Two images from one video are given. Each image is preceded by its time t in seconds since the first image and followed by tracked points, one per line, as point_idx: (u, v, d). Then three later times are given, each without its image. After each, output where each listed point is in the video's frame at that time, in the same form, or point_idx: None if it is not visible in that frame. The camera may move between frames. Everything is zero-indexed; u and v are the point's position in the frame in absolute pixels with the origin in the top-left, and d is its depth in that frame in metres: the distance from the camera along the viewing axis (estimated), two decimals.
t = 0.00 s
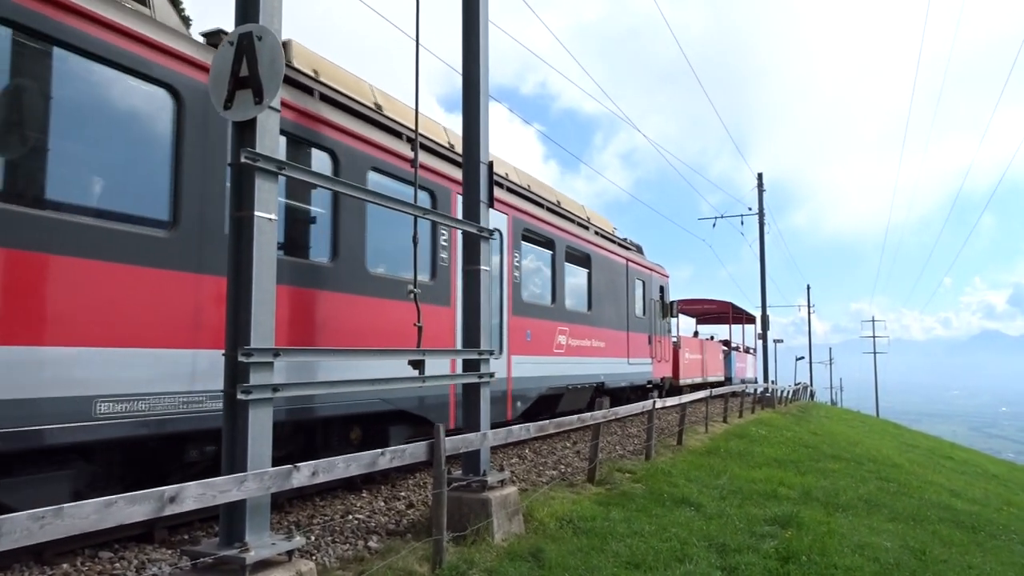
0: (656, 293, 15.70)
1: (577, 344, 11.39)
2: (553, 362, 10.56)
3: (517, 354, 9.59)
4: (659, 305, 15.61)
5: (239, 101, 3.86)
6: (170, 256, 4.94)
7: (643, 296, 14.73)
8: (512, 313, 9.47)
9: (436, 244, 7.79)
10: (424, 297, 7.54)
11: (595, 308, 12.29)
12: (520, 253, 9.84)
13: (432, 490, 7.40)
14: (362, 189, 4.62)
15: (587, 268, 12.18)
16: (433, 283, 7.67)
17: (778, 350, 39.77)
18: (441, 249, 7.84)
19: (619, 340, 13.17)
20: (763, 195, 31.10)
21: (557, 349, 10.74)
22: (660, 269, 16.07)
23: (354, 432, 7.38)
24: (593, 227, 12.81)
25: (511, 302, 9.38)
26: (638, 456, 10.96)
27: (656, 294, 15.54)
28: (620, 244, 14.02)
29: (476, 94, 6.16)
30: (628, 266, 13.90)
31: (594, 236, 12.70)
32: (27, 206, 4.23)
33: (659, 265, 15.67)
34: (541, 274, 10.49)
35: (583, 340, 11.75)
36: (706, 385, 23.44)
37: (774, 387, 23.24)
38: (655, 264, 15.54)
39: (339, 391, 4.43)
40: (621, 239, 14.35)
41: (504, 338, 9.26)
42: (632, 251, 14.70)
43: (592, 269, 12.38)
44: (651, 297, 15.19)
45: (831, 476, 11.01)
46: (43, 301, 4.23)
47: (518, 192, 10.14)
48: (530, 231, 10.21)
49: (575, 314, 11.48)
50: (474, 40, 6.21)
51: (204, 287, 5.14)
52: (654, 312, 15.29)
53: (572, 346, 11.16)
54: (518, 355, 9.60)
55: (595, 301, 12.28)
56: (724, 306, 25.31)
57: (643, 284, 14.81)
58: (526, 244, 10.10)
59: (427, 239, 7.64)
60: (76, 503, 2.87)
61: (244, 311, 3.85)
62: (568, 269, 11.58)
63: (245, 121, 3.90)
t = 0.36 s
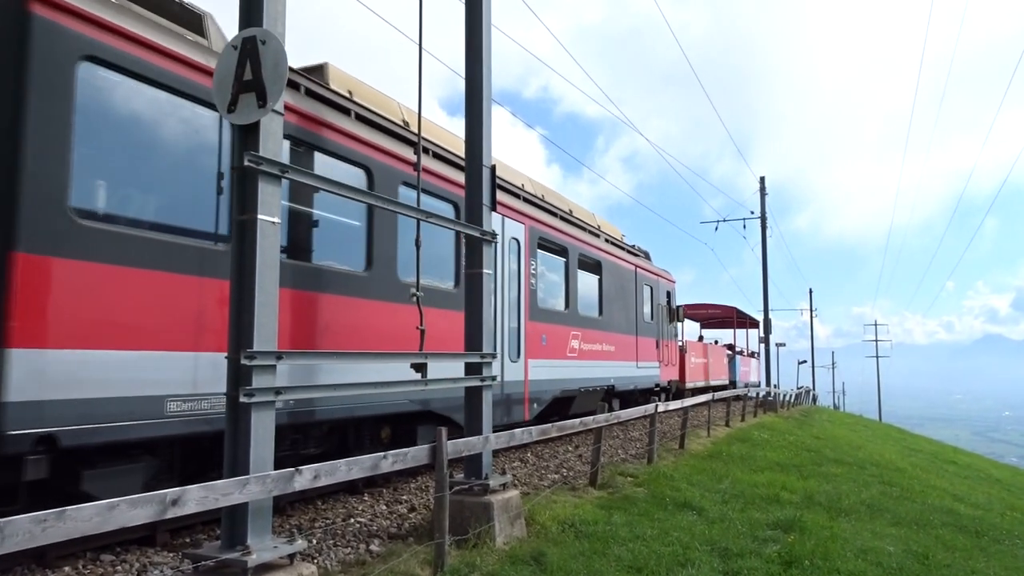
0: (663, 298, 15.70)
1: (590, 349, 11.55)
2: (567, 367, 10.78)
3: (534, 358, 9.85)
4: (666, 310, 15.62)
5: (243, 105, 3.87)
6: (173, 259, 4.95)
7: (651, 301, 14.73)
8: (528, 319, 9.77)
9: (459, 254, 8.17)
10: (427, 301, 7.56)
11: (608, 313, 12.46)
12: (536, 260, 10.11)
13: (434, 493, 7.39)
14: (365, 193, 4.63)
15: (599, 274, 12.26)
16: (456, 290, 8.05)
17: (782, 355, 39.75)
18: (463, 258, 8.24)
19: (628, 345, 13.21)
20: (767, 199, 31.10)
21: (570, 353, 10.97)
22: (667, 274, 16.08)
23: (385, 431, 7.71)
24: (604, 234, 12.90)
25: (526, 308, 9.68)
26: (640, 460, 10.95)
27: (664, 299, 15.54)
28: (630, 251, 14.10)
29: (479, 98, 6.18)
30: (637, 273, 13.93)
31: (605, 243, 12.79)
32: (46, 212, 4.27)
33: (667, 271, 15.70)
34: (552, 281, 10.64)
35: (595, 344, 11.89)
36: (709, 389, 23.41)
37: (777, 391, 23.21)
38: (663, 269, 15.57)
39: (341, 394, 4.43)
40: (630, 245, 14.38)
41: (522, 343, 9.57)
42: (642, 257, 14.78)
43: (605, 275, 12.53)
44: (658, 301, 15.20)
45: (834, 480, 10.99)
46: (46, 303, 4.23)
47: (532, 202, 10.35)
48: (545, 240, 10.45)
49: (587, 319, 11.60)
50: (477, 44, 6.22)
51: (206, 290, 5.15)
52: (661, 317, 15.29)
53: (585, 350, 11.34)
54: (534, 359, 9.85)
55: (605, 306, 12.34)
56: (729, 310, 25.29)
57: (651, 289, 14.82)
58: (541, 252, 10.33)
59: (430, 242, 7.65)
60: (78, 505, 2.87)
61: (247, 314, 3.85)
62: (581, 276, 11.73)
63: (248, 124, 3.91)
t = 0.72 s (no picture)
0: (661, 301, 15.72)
1: (592, 351, 11.62)
2: (570, 367, 10.88)
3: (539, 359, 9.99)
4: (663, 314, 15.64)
5: (236, 104, 3.85)
6: (164, 258, 4.91)
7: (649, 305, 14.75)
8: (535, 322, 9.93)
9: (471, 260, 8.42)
10: (420, 302, 7.54)
11: (609, 315, 12.47)
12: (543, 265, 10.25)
13: (425, 495, 7.36)
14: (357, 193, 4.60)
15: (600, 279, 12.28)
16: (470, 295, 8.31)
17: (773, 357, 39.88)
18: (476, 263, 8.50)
19: (627, 347, 13.20)
20: (758, 203, 31.19)
21: (573, 356, 11.03)
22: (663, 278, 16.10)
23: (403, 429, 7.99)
24: (604, 240, 12.94)
25: (534, 312, 9.84)
26: (632, 462, 10.95)
27: (662, 303, 15.56)
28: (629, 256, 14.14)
29: (473, 99, 6.16)
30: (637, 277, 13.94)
31: (606, 248, 12.83)
32: (117, 225, 4.66)
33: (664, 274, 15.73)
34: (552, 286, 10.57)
35: (597, 347, 11.94)
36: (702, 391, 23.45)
37: (768, 394, 23.28)
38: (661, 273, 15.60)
39: (331, 395, 4.39)
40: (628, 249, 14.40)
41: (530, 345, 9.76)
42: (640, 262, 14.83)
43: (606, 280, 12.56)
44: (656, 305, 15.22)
45: (826, 483, 11.02)
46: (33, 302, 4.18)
47: (537, 209, 10.46)
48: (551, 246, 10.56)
49: (589, 323, 11.65)
50: (471, 45, 6.20)
51: (198, 289, 5.11)
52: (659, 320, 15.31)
53: (588, 352, 11.40)
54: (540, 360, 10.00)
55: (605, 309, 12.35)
56: (723, 314, 25.35)
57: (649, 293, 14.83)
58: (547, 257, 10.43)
59: (423, 244, 7.63)
60: (66, 507, 2.84)
61: (238, 314, 3.83)
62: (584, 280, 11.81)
63: (241, 123, 3.88)
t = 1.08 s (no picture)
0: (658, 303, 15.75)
1: (592, 352, 11.65)
2: (574, 368, 10.97)
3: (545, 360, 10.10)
4: (660, 316, 15.66)
5: (228, 101, 3.82)
6: (172, 259, 4.98)
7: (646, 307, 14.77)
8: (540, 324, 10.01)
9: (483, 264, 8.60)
10: (414, 301, 7.52)
11: (609, 317, 12.52)
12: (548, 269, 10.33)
13: (417, 495, 7.34)
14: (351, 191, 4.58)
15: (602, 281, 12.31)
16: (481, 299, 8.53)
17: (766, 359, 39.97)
18: (487, 267, 8.69)
19: (625, 347, 13.21)
20: (751, 204, 31.27)
21: (576, 356, 11.05)
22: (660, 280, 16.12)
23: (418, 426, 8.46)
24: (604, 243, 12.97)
25: (540, 314, 9.95)
26: (625, 462, 10.96)
27: (658, 305, 15.59)
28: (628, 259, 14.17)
29: (467, 98, 6.14)
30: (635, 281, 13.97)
31: (606, 252, 12.86)
32: (172, 235, 4.99)
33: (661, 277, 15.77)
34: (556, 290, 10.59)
35: (598, 348, 11.97)
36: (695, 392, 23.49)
37: (760, 395, 23.34)
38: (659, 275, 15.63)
39: (324, 394, 4.36)
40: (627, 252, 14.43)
41: (535, 346, 9.84)
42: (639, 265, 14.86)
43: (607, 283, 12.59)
44: (653, 306, 15.23)
45: (817, 483, 11.06)
46: None
47: (542, 215, 10.55)
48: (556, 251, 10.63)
49: (591, 324, 11.69)
50: (465, 45, 6.18)
51: (188, 288, 5.07)
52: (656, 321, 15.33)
53: (590, 353, 11.45)
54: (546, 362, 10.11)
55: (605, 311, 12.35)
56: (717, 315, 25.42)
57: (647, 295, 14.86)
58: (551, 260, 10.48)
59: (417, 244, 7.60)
60: (54, 507, 2.81)
61: (229, 312, 3.80)
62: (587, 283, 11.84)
63: (234, 120, 3.85)
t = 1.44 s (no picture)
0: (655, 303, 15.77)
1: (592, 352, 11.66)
2: (575, 367, 10.99)
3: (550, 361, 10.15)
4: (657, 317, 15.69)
5: (222, 99, 3.80)
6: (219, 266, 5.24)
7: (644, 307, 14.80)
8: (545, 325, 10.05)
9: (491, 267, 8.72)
10: (408, 300, 7.51)
11: (610, 318, 12.54)
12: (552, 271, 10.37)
13: (411, 495, 7.33)
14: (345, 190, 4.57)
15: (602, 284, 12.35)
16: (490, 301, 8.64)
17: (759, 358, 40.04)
18: (497, 271, 8.80)
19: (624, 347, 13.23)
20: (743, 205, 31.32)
21: (578, 356, 11.09)
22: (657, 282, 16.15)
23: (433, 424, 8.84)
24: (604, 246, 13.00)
25: (545, 315, 10.00)
26: (618, 461, 10.98)
27: (656, 306, 15.62)
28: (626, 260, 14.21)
29: (461, 98, 6.14)
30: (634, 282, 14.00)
31: (606, 255, 12.89)
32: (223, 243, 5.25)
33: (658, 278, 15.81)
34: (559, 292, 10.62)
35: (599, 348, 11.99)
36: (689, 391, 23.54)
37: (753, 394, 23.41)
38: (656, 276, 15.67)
39: (317, 394, 4.35)
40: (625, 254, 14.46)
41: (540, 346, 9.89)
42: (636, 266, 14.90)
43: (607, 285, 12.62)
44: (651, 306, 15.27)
45: (809, 482, 11.10)
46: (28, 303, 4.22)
47: (546, 219, 10.60)
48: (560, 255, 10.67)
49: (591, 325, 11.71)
50: (459, 45, 6.17)
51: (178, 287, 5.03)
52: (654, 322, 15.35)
53: (592, 353, 11.49)
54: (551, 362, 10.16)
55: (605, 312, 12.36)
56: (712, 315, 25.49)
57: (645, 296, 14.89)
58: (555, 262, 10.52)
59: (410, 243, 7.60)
60: (46, 508, 2.79)
61: (222, 312, 3.78)
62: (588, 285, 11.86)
63: (227, 119, 3.84)
